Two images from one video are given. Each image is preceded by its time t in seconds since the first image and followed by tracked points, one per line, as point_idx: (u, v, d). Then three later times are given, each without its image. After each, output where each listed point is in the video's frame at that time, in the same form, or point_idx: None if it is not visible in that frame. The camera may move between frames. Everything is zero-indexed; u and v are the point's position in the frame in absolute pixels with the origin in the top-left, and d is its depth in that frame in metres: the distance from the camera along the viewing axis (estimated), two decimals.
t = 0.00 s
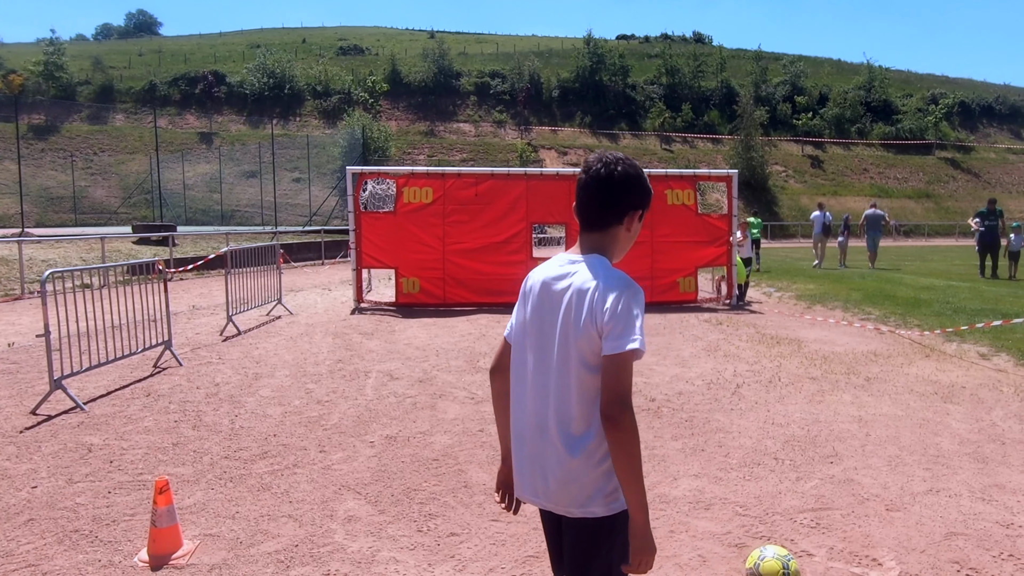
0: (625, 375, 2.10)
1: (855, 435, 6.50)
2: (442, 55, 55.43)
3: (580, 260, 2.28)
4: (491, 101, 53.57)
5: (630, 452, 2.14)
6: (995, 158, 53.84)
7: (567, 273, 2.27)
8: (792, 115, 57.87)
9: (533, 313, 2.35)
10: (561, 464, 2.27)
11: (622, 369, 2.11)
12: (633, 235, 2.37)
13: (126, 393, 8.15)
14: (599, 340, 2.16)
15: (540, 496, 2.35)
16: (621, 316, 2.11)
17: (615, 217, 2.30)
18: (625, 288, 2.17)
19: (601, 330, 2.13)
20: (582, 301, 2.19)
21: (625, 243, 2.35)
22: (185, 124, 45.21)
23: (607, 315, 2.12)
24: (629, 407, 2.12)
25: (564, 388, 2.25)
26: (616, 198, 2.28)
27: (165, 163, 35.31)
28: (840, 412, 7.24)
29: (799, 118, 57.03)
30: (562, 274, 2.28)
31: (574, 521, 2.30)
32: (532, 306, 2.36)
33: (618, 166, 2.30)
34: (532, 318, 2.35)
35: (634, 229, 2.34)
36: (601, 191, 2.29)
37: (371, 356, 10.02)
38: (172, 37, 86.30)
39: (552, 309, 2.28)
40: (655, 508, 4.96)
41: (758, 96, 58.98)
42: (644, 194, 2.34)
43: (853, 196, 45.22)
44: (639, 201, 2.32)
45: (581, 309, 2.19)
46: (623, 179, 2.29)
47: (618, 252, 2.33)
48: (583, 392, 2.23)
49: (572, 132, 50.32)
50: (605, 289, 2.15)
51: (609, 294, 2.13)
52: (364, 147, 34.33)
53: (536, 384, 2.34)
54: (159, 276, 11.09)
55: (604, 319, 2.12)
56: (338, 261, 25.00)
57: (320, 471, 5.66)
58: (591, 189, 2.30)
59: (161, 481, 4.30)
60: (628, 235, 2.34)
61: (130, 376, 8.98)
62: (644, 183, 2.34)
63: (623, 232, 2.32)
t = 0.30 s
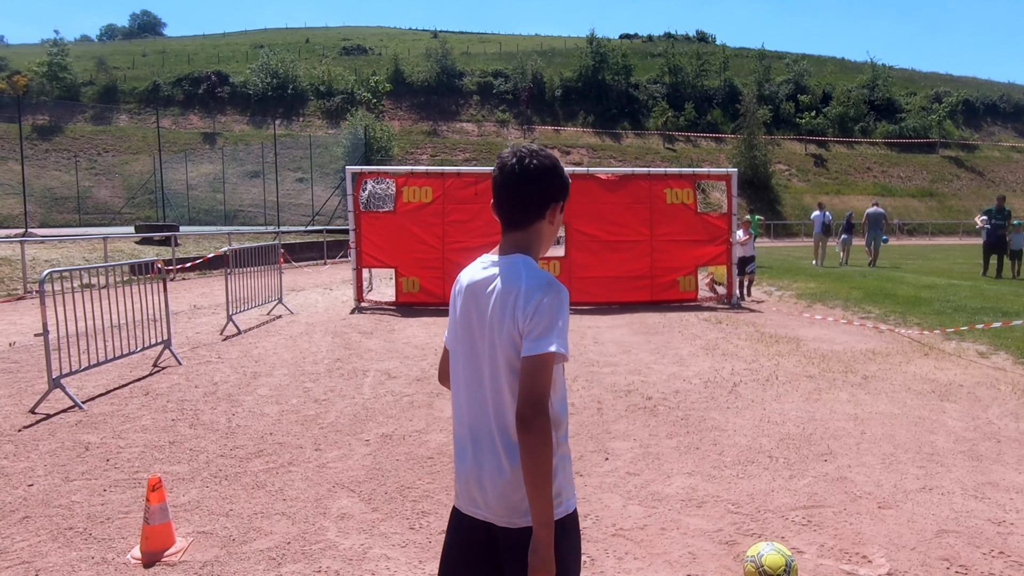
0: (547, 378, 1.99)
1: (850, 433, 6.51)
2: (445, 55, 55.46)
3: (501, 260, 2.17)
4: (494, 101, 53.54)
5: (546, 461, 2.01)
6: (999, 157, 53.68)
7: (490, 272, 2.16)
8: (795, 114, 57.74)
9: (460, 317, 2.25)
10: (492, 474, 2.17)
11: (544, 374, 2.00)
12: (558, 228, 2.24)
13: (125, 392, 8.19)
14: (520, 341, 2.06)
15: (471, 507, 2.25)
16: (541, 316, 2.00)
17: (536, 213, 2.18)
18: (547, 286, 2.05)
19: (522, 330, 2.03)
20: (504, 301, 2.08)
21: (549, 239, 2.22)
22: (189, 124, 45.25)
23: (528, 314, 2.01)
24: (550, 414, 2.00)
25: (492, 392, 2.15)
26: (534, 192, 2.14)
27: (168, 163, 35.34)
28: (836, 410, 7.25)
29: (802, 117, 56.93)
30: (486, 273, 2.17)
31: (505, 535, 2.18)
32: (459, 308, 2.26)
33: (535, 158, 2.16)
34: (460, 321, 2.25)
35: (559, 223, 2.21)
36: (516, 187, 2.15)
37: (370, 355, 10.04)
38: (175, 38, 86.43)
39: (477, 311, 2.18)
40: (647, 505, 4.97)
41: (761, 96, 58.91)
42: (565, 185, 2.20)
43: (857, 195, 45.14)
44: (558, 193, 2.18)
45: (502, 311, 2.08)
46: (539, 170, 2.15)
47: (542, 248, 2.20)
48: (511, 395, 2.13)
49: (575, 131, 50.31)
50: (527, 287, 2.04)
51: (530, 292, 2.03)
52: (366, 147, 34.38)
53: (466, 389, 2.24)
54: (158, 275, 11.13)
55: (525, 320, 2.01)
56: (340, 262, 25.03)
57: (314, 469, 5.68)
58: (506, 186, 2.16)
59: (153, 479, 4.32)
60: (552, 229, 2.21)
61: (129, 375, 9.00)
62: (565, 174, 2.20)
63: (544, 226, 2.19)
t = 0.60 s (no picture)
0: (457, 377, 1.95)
1: (847, 430, 6.47)
2: (456, 55, 55.53)
3: (395, 258, 2.09)
4: (506, 100, 53.52)
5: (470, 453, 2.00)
6: (1016, 152, 53.10)
7: (382, 273, 2.05)
8: (808, 110, 57.28)
9: (346, 321, 2.10)
10: (383, 487, 2.02)
11: (452, 373, 1.95)
12: (454, 230, 2.21)
13: (129, 392, 8.28)
14: (420, 343, 1.97)
15: (356, 521, 2.09)
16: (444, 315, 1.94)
17: (431, 210, 2.15)
18: (447, 284, 2.01)
19: (423, 331, 1.95)
20: (398, 303, 1.99)
21: (448, 241, 2.19)
22: (202, 127, 45.51)
23: (429, 314, 1.94)
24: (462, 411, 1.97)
25: (385, 399, 2.02)
26: (433, 190, 2.13)
27: (182, 166, 35.57)
28: (835, 407, 7.21)
29: (814, 113, 56.53)
30: (376, 274, 2.06)
31: (395, 547, 2.04)
32: (345, 312, 2.11)
33: (434, 159, 2.15)
34: (345, 325, 2.11)
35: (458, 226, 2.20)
36: (416, 187, 2.13)
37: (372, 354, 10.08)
38: (188, 42, 87.03)
39: (366, 313, 2.05)
40: (637, 503, 4.96)
41: (773, 92, 58.57)
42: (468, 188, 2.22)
43: (871, 191, 44.82)
44: (457, 193, 2.17)
45: (399, 311, 1.98)
46: (437, 170, 2.14)
47: (438, 249, 2.17)
48: (404, 398, 2.01)
49: (586, 129, 50.25)
50: (426, 284, 1.98)
51: (432, 291, 1.96)
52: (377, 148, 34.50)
53: (352, 398, 2.09)
54: (164, 276, 11.22)
55: (426, 320, 1.94)
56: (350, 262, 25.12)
57: (309, 468, 5.72)
58: (404, 185, 2.14)
59: (144, 477, 4.37)
60: (452, 231, 2.19)
61: (134, 376, 9.09)
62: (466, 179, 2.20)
63: (443, 225, 2.16)
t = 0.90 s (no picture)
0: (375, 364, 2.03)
1: (852, 429, 6.42)
2: (480, 48, 55.49)
3: (317, 244, 2.15)
4: (529, 94, 53.39)
5: (390, 441, 2.09)
6: None
7: (305, 261, 2.11)
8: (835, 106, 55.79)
9: (267, 310, 2.15)
10: (299, 469, 2.09)
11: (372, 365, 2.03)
12: (381, 216, 2.28)
13: (142, 379, 8.42)
14: (341, 332, 2.03)
15: (278, 513, 2.15)
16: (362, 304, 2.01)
17: (353, 198, 2.21)
18: (367, 272, 2.07)
19: (344, 319, 2.00)
20: (318, 291, 2.04)
21: (376, 225, 2.27)
22: (229, 119, 45.82)
23: (349, 302, 2.00)
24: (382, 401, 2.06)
25: (302, 385, 2.07)
26: (356, 179, 2.18)
27: (207, 157, 35.93)
28: (841, 406, 7.15)
29: (841, 109, 55.81)
30: (300, 262, 2.11)
31: (312, 541, 2.11)
32: (266, 301, 2.15)
33: (362, 144, 2.20)
34: (266, 313, 2.15)
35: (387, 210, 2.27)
36: (340, 173, 2.17)
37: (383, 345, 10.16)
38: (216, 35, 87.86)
39: (285, 303, 2.10)
40: (632, 498, 4.98)
41: (799, 88, 57.93)
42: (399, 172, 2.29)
43: (897, 188, 44.23)
44: (380, 179, 2.24)
45: (320, 300, 2.04)
46: (361, 156, 2.19)
47: (363, 233, 2.24)
48: (324, 388, 2.06)
49: (609, 124, 50.06)
50: (345, 272, 2.04)
51: (353, 280, 2.02)
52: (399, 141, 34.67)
53: (270, 387, 2.14)
54: (181, 265, 11.36)
55: (347, 307, 2.00)
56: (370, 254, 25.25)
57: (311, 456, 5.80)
58: (328, 171, 2.18)
59: (144, 462, 4.45)
60: (382, 214, 2.26)
61: (149, 364, 9.23)
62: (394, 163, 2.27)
63: (364, 210, 2.22)
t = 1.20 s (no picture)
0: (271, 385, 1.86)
1: (852, 429, 6.45)
2: (499, 46, 55.56)
3: (232, 253, 2.03)
4: (548, 92, 53.38)
5: (287, 468, 1.90)
6: None
7: (218, 268, 2.00)
8: (856, 104, 55.81)
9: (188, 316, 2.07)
10: (199, 483, 2.00)
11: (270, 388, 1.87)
12: (306, 224, 2.14)
13: (158, 373, 8.59)
14: (236, 347, 1.89)
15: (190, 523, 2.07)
16: (252, 320, 1.85)
17: (275, 207, 2.08)
18: (264, 285, 1.90)
19: (235, 335, 1.87)
20: (216, 301, 1.92)
21: (300, 232, 2.13)
22: (251, 117, 46.19)
23: (239, 316, 1.86)
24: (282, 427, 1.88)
25: (205, 396, 1.97)
26: (271, 185, 2.05)
27: (228, 154, 36.29)
28: (845, 406, 7.17)
29: (863, 106, 55.26)
30: (214, 270, 2.00)
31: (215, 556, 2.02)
32: (190, 305, 2.06)
33: (282, 149, 2.08)
34: (189, 318, 2.06)
35: (314, 216, 2.14)
36: (254, 177, 2.05)
37: (395, 341, 10.29)
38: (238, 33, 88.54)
39: (198, 309, 1.99)
40: (628, 495, 5.05)
41: (821, 85, 57.45)
42: (329, 177, 2.17)
43: (919, 186, 43.82)
44: (303, 185, 2.08)
45: (217, 313, 1.91)
46: (278, 162, 2.06)
47: (284, 244, 2.11)
48: (223, 403, 1.93)
49: (628, 122, 49.97)
50: (239, 286, 1.88)
51: (245, 293, 1.87)
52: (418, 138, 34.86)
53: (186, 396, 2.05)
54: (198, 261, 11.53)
55: (236, 321, 1.86)
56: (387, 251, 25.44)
57: (317, 450, 5.93)
58: (245, 176, 2.07)
59: (152, 453, 4.58)
60: (305, 219, 2.12)
61: (165, 358, 9.41)
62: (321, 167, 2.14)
63: (284, 218, 2.10)
